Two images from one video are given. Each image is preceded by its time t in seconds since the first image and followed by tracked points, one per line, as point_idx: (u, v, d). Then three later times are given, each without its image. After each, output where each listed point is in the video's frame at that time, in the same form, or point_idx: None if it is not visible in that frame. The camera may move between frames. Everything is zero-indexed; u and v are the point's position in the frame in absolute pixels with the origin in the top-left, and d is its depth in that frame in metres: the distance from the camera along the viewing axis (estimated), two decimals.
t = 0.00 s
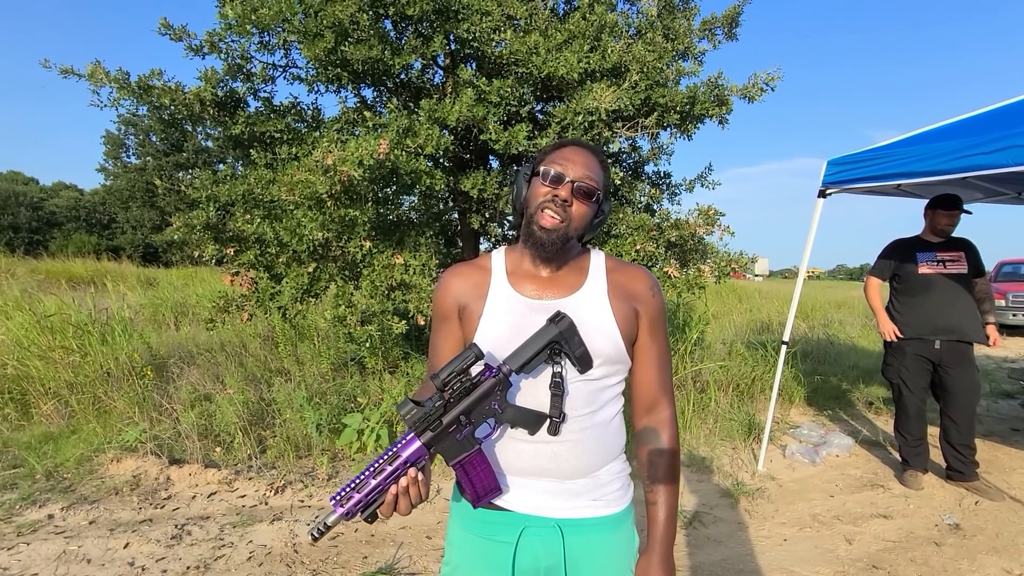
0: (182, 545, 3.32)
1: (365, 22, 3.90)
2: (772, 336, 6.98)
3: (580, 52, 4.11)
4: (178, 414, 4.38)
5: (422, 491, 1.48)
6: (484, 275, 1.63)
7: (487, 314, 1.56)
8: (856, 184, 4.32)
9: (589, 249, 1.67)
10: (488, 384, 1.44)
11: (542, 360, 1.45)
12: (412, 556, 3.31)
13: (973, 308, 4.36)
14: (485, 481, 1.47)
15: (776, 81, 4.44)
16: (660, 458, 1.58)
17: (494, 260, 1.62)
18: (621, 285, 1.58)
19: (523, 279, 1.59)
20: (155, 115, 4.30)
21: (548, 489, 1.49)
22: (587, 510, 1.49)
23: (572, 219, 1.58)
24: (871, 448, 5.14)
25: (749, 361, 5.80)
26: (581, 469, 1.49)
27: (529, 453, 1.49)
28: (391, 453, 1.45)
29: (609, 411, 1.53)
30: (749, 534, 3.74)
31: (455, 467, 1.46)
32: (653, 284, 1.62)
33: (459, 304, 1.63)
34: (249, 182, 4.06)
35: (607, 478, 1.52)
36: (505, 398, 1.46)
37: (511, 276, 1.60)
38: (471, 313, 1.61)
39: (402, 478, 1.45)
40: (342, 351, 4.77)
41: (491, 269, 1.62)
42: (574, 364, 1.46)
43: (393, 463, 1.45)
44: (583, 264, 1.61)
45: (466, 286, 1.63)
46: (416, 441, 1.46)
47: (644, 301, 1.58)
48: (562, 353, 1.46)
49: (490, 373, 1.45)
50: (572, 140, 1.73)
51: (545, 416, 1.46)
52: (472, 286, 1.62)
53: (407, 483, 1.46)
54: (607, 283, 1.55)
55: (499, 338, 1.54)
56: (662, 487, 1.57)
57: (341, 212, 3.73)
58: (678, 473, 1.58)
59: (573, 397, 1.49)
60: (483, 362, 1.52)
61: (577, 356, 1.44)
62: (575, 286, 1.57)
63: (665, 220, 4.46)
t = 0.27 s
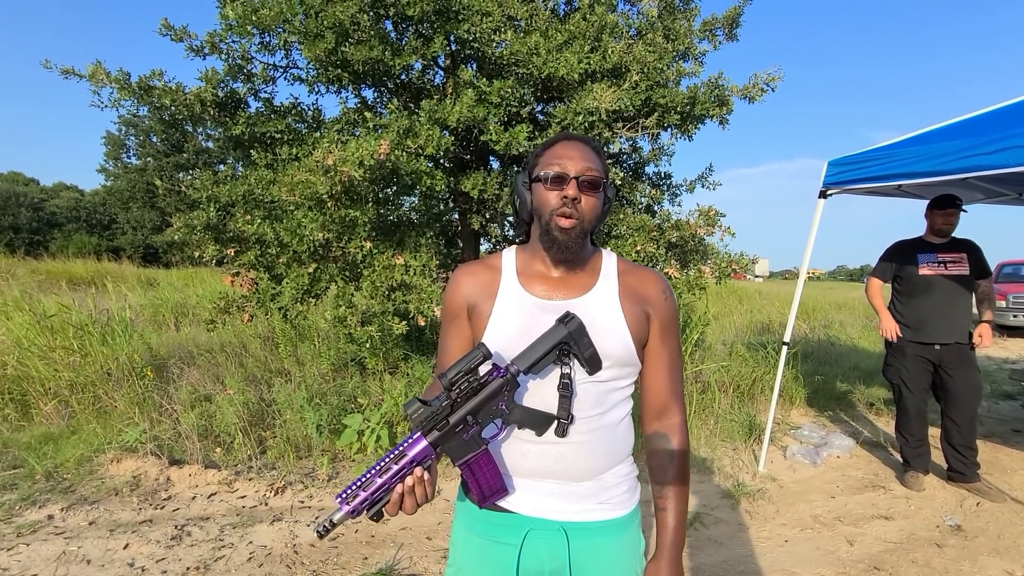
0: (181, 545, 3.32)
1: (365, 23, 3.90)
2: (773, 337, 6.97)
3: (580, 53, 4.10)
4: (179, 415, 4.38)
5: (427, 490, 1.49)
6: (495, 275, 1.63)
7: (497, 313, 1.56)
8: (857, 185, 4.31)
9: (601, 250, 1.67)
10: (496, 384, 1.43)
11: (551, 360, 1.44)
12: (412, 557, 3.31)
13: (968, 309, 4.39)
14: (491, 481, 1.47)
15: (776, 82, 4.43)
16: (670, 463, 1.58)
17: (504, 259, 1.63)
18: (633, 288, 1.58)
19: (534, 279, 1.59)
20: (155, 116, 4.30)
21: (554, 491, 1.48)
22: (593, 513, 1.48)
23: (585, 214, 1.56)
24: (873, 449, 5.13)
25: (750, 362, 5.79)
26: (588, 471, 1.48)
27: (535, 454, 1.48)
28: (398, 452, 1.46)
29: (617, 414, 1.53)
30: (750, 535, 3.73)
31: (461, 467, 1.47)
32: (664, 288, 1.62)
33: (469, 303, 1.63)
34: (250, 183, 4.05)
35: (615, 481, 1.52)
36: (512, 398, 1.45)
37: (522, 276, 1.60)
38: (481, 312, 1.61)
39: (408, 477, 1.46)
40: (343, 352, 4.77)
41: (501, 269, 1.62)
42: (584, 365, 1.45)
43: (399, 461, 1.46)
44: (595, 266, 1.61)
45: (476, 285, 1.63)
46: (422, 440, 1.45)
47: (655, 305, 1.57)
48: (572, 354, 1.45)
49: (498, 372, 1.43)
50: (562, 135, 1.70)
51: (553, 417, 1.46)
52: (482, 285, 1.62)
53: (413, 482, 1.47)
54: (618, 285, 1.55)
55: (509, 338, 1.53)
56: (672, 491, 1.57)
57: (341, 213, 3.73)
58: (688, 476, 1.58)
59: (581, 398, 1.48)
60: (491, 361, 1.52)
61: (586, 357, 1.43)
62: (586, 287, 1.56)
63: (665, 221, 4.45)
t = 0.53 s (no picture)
0: (182, 548, 3.31)
1: (366, 25, 3.90)
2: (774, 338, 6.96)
3: (580, 54, 4.10)
4: (179, 417, 4.37)
5: (418, 493, 1.49)
6: (492, 277, 1.63)
7: (493, 316, 1.56)
8: (858, 186, 4.31)
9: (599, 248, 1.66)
10: (488, 388, 1.44)
11: (545, 364, 1.44)
12: (413, 559, 3.30)
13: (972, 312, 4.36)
14: (482, 484, 1.48)
15: (777, 83, 4.43)
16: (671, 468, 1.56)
17: (501, 261, 1.63)
18: (631, 290, 1.55)
19: (530, 281, 1.59)
20: (156, 117, 4.30)
21: (546, 494, 1.48)
22: (585, 517, 1.47)
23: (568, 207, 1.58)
24: (874, 450, 5.12)
25: (751, 364, 5.79)
26: (580, 476, 1.47)
27: (527, 458, 1.48)
28: (388, 454, 1.47)
29: (613, 419, 1.52)
30: (751, 538, 3.72)
31: (452, 470, 1.48)
32: (664, 289, 1.59)
33: (466, 305, 1.63)
34: (250, 184, 4.05)
35: (608, 485, 1.50)
36: (504, 403, 1.46)
37: (518, 279, 1.60)
38: (478, 314, 1.61)
39: (398, 480, 1.47)
40: (343, 353, 4.76)
41: (499, 270, 1.62)
42: (578, 370, 1.45)
43: (390, 464, 1.46)
44: (593, 267, 1.60)
45: (475, 286, 1.63)
46: (413, 443, 1.46)
47: (654, 307, 1.55)
48: (566, 358, 1.45)
49: (490, 376, 1.44)
50: (511, 148, 1.73)
51: (546, 421, 1.46)
52: (481, 285, 1.63)
53: (404, 484, 1.47)
54: (615, 287, 1.53)
55: (504, 341, 1.54)
56: (672, 496, 1.56)
57: (342, 214, 3.72)
58: (689, 480, 1.57)
59: (574, 403, 1.48)
60: (485, 364, 1.53)
61: (581, 362, 1.43)
62: (582, 289, 1.55)
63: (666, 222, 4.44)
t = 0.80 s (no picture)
0: (183, 550, 3.31)
1: (367, 27, 3.90)
2: (775, 339, 6.95)
3: (581, 56, 4.10)
4: (180, 418, 4.37)
5: (411, 497, 1.50)
6: (482, 281, 1.63)
7: (484, 320, 1.57)
8: (858, 188, 4.31)
9: (587, 249, 1.65)
10: (479, 391, 1.43)
11: (537, 366, 1.44)
12: (414, 560, 3.30)
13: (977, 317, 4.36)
14: (477, 488, 1.47)
15: (777, 85, 4.43)
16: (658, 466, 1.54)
17: (489, 264, 1.63)
18: (620, 288, 1.55)
19: (520, 283, 1.59)
20: (158, 119, 4.30)
21: (544, 496, 1.47)
22: (584, 518, 1.46)
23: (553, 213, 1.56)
24: (876, 452, 5.11)
25: (751, 365, 5.78)
26: (578, 476, 1.46)
27: (524, 460, 1.48)
28: (382, 459, 1.47)
29: (607, 419, 1.51)
30: (753, 540, 3.71)
31: (446, 474, 1.47)
32: (655, 286, 1.58)
33: (458, 309, 1.64)
34: (252, 186, 4.06)
35: (605, 486, 1.49)
36: (497, 405, 1.46)
37: (508, 282, 1.59)
38: (469, 318, 1.61)
39: (392, 484, 1.47)
40: (344, 355, 4.76)
41: (488, 274, 1.62)
42: (570, 370, 1.44)
43: (383, 468, 1.47)
44: (581, 267, 1.60)
45: (465, 289, 1.64)
46: (406, 447, 1.46)
47: (644, 305, 1.54)
48: (557, 359, 1.44)
49: (482, 378, 1.44)
50: (507, 144, 1.70)
51: (540, 423, 1.45)
52: (472, 289, 1.63)
53: (397, 489, 1.47)
54: (604, 287, 1.53)
55: (495, 344, 1.54)
56: (659, 495, 1.54)
57: (343, 216, 3.73)
58: (676, 479, 1.55)
59: (569, 403, 1.47)
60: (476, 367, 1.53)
61: (573, 362, 1.42)
62: (572, 290, 1.55)
63: (667, 223, 4.44)
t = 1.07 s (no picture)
0: (184, 552, 3.30)
1: (368, 29, 3.91)
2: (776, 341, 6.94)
3: (582, 58, 4.10)
4: (181, 420, 4.37)
5: (426, 508, 1.49)
6: (489, 285, 1.62)
7: (491, 326, 1.55)
8: (859, 189, 4.30)
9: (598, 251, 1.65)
10: (491, 400, 1.42)
11: (547, 372, 1.43)
12: (415, 563, 3.29)
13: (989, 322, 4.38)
14: (491, 496, 1.46)
15: (778, 87, 4.43)
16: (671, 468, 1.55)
17: (495, 266, 1.62)
18: (629, 289, 1.54)
19: (528, 286, 1.58)
20: (159, 121, 4.31)
21: (558, 499, 1.47)
22: (599, 521, 1.47)
23: (570, 215, 1.56)
24: (878, 454, 5.10)
25: (753, 367, 5.77)
26: (592, 480, 1.47)
27: (537, 465, 1.48)
28: (394, 472, 1.46)
29: (619, 421, 1.51)
30: (755, 542, 3.70)
31: (460, 484, 1.45)
32: (663, 287, 1.58)
33: (465, 313, 1.64)
34: (253, 188, 4.06)
35: (619, 488, 1.50)
36: (509, 413, 1.45)
37: (515, 286, 1.59)
38: (477, 322, 1.61)
39: (406, 496, 1.46)
40: (345, 356, 4.75)
41: (495, 276, 1.61)
42: (581, 375, 1.43)
43: (396, 482, 1.46)
44: (589, 268, 1.59)
45: (472, 293, 1.63)
46: (419, 458, 1.46)
47: (653, 306, 1.53)
48: (568, 365, 1.44)
49: (493, 387, 1.43)
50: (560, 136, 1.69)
51: (553, 429, 1.45)
52: (479, 292, 1.62)
53: (411, 501, 1.46)
54: (612, 288, 1.52)
55: (504, 350, 1.53)
56: (673, 497, 1.55)
57: (344, 217, 3.73)
58: (689, 481, 1.55)
59: (580, 408, 1.47)
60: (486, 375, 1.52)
61: (583, 368, 1.41)
62: (581, 292, 1.55)
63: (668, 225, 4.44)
